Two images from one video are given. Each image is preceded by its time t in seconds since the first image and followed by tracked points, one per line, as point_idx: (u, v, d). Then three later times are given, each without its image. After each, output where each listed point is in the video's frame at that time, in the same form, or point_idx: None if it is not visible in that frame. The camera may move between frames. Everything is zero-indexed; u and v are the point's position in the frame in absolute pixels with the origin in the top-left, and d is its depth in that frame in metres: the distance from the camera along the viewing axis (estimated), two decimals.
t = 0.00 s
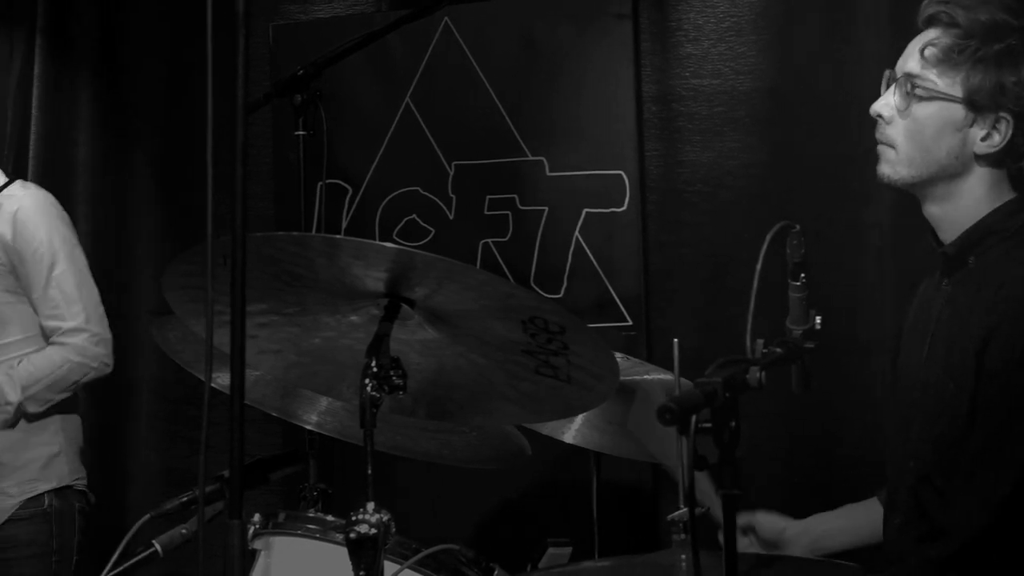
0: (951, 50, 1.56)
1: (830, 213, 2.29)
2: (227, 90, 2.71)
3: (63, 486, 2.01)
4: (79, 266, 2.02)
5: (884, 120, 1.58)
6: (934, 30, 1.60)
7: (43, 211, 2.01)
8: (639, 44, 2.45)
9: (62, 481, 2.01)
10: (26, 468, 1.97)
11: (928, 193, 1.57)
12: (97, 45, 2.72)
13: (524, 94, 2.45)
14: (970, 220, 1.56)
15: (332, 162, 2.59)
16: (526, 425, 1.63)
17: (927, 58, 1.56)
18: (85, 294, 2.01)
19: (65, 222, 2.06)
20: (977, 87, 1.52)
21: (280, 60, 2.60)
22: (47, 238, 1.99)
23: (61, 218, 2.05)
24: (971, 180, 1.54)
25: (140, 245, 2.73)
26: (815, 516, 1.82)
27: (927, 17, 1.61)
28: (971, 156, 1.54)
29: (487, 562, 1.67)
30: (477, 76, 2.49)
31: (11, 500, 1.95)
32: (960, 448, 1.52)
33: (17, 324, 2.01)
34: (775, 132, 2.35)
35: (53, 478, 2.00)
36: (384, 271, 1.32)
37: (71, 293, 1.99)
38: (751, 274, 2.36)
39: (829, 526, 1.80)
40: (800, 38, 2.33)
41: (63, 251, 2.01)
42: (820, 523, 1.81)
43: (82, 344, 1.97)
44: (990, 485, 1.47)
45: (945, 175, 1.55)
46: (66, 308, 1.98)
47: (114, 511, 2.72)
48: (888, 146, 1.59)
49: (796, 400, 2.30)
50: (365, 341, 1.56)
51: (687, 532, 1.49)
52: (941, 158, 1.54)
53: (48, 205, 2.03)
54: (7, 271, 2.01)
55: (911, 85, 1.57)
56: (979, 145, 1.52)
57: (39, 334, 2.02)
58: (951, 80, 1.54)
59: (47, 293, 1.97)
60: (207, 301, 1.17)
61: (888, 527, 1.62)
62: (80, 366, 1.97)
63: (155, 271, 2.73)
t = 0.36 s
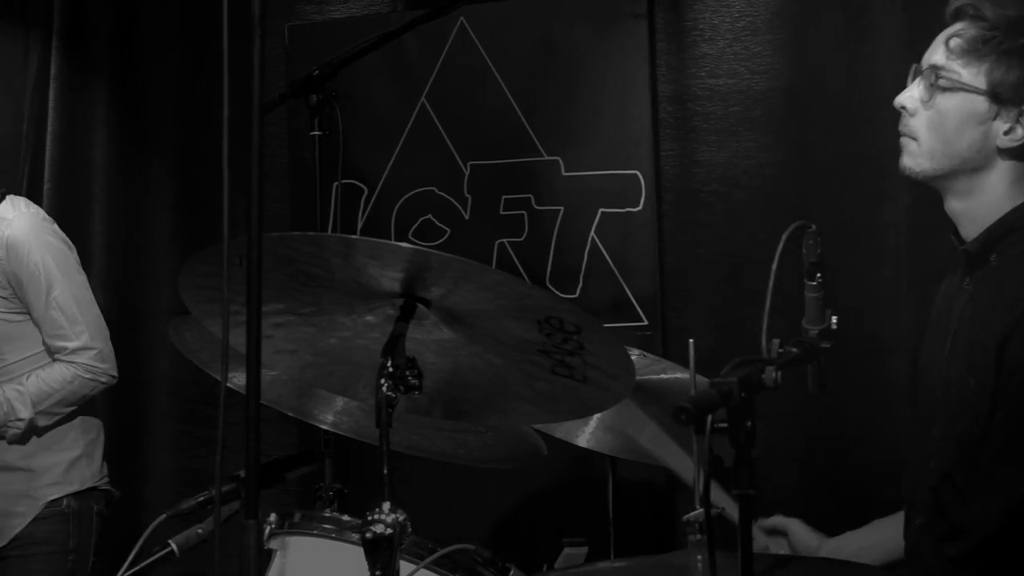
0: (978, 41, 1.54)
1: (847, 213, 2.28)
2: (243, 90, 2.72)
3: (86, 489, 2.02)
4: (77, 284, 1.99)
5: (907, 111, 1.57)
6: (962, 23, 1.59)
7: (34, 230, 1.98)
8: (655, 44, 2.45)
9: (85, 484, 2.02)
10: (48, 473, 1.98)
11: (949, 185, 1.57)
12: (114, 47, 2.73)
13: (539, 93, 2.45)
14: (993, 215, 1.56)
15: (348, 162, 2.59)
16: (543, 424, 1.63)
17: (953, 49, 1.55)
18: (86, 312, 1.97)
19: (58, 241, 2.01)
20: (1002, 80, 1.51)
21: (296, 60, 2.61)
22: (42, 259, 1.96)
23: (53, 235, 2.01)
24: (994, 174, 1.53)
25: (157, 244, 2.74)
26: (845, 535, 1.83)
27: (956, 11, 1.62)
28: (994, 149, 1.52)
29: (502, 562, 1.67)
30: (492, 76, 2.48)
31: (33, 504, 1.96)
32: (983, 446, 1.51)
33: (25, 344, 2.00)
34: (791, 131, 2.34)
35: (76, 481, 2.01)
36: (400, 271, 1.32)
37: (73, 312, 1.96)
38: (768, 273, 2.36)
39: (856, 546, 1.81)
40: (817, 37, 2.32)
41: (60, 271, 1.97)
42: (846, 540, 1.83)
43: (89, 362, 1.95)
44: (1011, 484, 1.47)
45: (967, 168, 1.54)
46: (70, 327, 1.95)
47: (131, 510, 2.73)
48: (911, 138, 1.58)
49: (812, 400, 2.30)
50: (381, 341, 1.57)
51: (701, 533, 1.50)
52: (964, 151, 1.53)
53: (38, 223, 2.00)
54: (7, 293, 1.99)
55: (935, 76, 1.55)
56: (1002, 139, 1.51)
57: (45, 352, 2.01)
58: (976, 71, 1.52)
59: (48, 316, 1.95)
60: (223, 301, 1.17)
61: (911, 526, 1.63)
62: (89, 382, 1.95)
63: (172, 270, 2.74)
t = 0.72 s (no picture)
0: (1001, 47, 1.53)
1: (867, 213, 2.28)
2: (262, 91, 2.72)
3: (104, 485, 2.02)
4: (100, 278, 2.00)
5: (932, 116, 1.58)
6: (984, 26, 1.58)
7: (57, 227, 1.99)
8: (673, 44, 2.44)
9: (103, 481, 2.01)
10: (68, 470, 1.98)
11: (977, 189, 1.57)
12: (134, 48, 2.75)
13: (558, 93, 2.44)
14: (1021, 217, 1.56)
15: (366, 162, 2.58)
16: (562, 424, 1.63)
17: (976, 55, 1.54)
18: (109, 305, 1.99)
19: (82, 235, 2.03)
20: None
21: (315, 60, 2.62)
22: (66, 254, 1.97)
23: (76, 231, 2.02)
24: None
25: (176, 244, 2.75)
26: (852, 519, 1.85)
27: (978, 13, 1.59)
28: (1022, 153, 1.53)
29: (522, 562, 1.67)
30: (510, 76, 2.47)
31: (54, 501, 1.96)
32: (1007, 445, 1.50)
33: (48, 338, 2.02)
34: (811, 131, 2.34)
35: (94, 478, 2.00)
36: (419, 271, 1.32)
37: (95, 305, 1.97)
38: (787, 273, 2.35)
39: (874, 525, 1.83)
40: (837, 36, 2.31)
41: (83, 266, 1.98)
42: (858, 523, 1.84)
43: (112, 353, 1.96)
44: None
45: (995, 172, 1.55)
46: (93, 320, 1.96)
47: (151, 510, 2.75)
48: (937, 142, 1.58)
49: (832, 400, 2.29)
50: (400, 341, 1.57)
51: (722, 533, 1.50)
52: (991, 156, 1.53)
53: (60, 219, 2.01)
54: (30, 289, 2.00)
55: (959, 82, 1.55)
56: None
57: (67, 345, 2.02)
58: (1001, 77, 1.52)
59: (72, 309, 1.96)
60: (243, 302, 1.17)
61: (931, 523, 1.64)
62: (112, 372, 1.96)
63: (191, 270, 2.75)
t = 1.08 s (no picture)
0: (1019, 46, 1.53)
1: (881, 213, 2.28)
2: (277, 92, 2.74)
3: (116, 487, 2.00)
4: (124, 278, 1.99)
5: (945, 111, 1.59)
6: (1003, 25, 1.57)
7: (88, 223, 1.99)
8: (687, 43, 2.43)
9: (115, 483, 2.00)
10: (80, 470, 1.97)
11: (986, 186, 1.60)
12: (149, 49, 2.76)
13: (572, 92, 2.44)
14: None
15: (379, 162, 2.58)
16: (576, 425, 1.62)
17: (994, 53, 1.54)
18: (129, 307, 1.98)
19: (112, 234, 2.02)
20: None
21: (329, 61, 2.62)
22: (93, 251, 1.97)
23: (106, 229, 2.02)
24: None
25: (191, 244, 2.76)
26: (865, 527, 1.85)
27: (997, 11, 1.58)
28: None
29: (536, 562, 1.67)
30: (524, 76, 2.47)
31: (65, 501, 1.95)
32: (1016, 445, 1.49)
33: (64, 337, 1.99)
34: (825, 131, 2.33)
35: (106, 480, 1.99)
36: (433, 271, 1.32)
37: (115, 305, 1.96)
38: (801, 273, 2.35)
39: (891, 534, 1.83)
40: (851, 36, 2.31)
41: (109, 265, 1.98)
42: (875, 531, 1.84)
43: (127, 355, 1.95)
44: None
45: (1004, 171, 1.57)
46: (112, 320, 1.95)
47: (166, 509, 2.76)
48: (948, 138, 1.60)
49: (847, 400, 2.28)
50: (414, 341, 1.57)
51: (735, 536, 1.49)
52: (1002, 155, 1.55)
53: (91, 216, 2.01)
54: (53, 284, 1.99)
55: (974, 79, 1.56)
56: None
57: (83, 346, 2.00)
58: (1018, 76, 1.52)
59: (92, 305, 1.95)
60: (257, 301, 1.18)
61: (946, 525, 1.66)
62: (125, 375, 1.95)
63: (205, 270, 2.76)
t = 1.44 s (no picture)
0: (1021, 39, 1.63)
1: (895, 214, 2.27)
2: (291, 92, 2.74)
3: (128, 488, 1.99)
4: (144, 273, 1.99)
5: (950, 105, 1.69)
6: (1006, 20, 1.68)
7: (109, 218, 1.99)
8: (701, 43, 2.42)
9: (126, 484, 1.98)
10: (92, 469, 1.95)
11: (988, 179, 1.68)
12: (164, 49, 2.77)
13: (585, 92, 2.43)
14: None
15: (393, 162, 2.58)
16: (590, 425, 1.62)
17: (997, 46, 1.65)
18: (150, 301, 1.98)
19: (132, 228, 2.03)
20: None
21: (343, 61, 2.62)
22: (115, 245, 1.97)
23: (126, 223, 2.02)
24: None
25: (205, 244, 2.77)
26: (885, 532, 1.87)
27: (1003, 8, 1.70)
28: None
29: (549, 561, 1.67)
30: (538, 76, 2.47)
31: (76, 500, 1.93)
32: None
33: (82, 330, 1.99)
34: (839, 130, 2.32)
35: (117, 480, 1.97)
36: (447, 271, 1.32)
37: (137, 299, 1.96)
38: (816, 273, 2.34)
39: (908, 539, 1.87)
40: (865, 35, 2.30)
41: (130, 259, 1.98)
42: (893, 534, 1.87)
43: (149, 349, 1.96)
44: None
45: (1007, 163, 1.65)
46: (133, 315, 1.95)
47: (180, 509, 2.77)
48: (952, 132, 1.70)
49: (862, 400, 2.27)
50: (427, 341, 1.57)
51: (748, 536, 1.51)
52: (1004, 147, 1.64)
53: (111, 210, 2.01)
54: (71, 277, 1.98)
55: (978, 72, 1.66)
56: None
57: (100, 340, 2.00)
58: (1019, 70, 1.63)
59: (114, 299, 1.95)
60: (270, 301, 1.17)
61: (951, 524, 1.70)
62: (146, 369, 1.96)
63: (219, 270, 2.77)
